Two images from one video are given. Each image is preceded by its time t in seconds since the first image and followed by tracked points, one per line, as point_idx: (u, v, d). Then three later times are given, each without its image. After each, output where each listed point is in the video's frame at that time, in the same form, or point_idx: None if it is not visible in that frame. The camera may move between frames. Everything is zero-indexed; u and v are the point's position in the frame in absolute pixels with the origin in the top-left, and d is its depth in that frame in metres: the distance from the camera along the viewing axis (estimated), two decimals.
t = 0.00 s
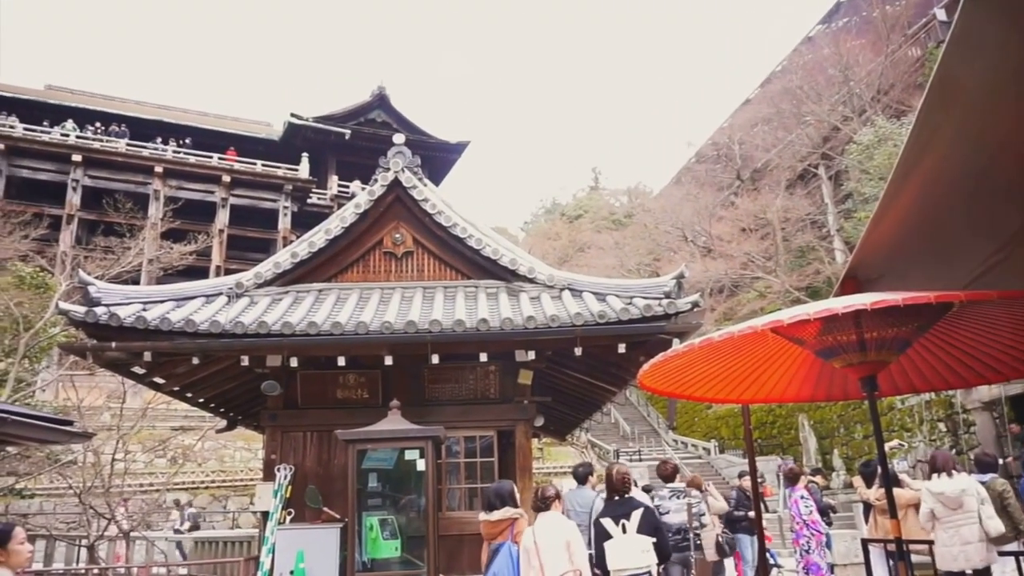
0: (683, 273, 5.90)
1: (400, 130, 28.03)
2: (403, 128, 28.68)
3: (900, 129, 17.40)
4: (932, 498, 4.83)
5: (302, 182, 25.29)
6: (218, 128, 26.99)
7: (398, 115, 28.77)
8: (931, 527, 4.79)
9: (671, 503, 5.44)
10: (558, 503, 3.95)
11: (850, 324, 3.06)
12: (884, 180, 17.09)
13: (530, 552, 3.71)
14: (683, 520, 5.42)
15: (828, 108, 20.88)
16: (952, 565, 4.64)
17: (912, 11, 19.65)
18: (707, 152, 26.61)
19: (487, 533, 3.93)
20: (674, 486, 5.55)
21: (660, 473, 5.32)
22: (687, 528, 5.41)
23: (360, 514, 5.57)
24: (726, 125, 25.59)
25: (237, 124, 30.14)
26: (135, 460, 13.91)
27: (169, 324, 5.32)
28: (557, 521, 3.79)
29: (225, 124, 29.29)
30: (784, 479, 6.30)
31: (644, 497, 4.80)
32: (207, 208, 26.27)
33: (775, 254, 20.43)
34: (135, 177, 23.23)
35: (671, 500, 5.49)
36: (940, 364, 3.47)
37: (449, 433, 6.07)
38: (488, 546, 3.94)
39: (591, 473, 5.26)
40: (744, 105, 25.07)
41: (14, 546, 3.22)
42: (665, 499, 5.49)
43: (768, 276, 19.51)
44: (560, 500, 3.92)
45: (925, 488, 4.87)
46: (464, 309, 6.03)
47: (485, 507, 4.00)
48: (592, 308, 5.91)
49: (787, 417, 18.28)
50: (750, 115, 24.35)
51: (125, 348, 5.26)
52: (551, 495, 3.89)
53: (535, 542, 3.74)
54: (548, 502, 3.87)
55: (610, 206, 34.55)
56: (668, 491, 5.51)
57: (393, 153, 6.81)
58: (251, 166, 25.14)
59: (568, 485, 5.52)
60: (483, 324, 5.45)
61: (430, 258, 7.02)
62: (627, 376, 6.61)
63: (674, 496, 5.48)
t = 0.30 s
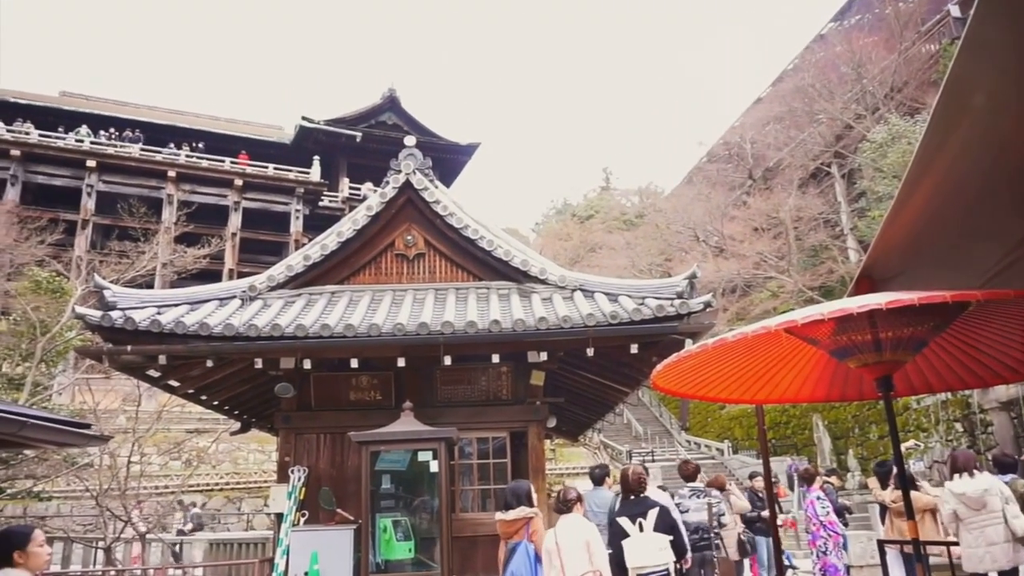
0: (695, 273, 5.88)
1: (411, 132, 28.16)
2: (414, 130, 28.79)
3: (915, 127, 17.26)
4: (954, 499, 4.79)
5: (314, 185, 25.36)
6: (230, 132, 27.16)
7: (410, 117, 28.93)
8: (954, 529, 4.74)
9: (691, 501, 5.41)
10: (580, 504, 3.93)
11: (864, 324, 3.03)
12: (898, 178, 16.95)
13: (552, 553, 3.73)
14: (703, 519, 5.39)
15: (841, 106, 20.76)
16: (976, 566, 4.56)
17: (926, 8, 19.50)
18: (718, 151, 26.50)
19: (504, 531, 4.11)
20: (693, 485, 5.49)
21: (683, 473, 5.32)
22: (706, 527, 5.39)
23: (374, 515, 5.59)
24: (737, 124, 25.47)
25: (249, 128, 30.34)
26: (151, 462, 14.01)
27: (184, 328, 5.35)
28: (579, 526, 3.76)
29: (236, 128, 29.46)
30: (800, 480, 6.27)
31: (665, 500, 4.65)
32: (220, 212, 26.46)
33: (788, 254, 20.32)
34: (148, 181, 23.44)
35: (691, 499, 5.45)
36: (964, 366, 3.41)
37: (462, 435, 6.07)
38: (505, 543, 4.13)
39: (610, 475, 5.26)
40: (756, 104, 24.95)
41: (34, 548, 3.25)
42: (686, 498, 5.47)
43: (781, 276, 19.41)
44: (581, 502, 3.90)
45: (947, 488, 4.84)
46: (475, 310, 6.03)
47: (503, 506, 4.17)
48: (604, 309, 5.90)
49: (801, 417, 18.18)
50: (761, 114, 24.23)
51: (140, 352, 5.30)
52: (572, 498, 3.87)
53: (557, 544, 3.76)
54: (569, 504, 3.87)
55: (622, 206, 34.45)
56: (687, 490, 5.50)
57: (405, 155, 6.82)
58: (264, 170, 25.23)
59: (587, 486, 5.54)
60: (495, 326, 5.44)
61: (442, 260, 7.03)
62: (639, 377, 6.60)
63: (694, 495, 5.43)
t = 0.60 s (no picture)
0: (710, 272, 5.86)
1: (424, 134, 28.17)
2: (427, 132, 28.80)
3: (931, 122, 17.09)
4: (981, 498, 4.73)
5: (328, 188, 25.34)
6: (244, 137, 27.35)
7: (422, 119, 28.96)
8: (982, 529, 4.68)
9: (710, 501, 5.47)
10: (607, 501, 4.01)
11: (882, 323, 2.99)
12: (915, 173, 16.77)
13: (581, 548, 3.87)
14: (723, 519, 5.40)
15: (855, 102, 20.60)
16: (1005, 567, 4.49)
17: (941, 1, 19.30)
18: (732, 149, 26.34)
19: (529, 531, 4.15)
20: (712, 485, 5.56)
21: (701, 472, 5.38)
22: (726, 527, 5.38)
23: (391, 517, 5.60)
24: (750, 121, 25.30)
25: (263, 132, 30.54)
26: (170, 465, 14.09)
27: (201, 331, 5.39)
28: (607, 520, 3.89)
29: (249, 132, 29.66)
30: (820, 480, 6.24)
31: (682, 500, 4.70)
32: (235, 216, 26.63)
33: (804, 252, 20.17)
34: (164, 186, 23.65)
35: (711, 500, 5.51)
36: (985, 363, 3.36)
37: (477, 436, 6.08)
38: (528, 543, 4.17)
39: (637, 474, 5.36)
40: (769, 101, 24.79)
41: (57, 551, 3.28)
42: (705, 498, 5.52)
43: (797, 274, 19.27)
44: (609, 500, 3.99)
45: (974, 488, 4.78)
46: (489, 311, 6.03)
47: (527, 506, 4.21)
48: (619, 309, 5.88)
49: (819, 416, 18.04)
50: (775, 112, 24.08)
51: (158, 356, 5.34)
52: (600, 495, 3.94)
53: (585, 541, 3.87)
54: (597, 501, 3.94)
55: (635, 206, 34.34)
56: (706, 490, 5.55)
57: (418, 158, 6.84)
58: (278, 173, 25.30)
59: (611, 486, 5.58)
60: (510, 327, 5.44)
61: (456, 262, 7.04)
62: (655, 377, 6.58)
63: (713, 496, 5.49)
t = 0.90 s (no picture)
0: (725, 271, 5.84)
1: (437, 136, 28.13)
2: (439, 133, 28.79)
3: (947, 117, 16.92)
4: (1006, 497, 4.70)
5: (341, 191, 25.41)
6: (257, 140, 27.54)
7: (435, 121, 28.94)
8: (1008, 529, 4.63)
9: (728, 503, 5.42)
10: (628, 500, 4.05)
11: (900, 320, 2.97)
12: (931, 169, 16.60)
13: (602, 546, 3.87)
14: (742, 520, 5.38)
15: (870, 97, 20.44)
16: None
17: None
18: (746, 147, 26.20)
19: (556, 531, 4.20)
20: (729, 485, 5.53)
21: (717, 473, 5.36)
22: (745, 527, 5.37)
23: (407, 518, 5.60)
24: (764, 119, 25.15)
25: (276, 136, 30.73)
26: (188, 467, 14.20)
27: (218, 334, 5.42)
28: (628, 519, 3.88)
29: (262, 135, 29.83)
30: (839, 479, 6.21)
31: (698, 497, 4.71)
32: (249, 219, 26.81)
33: (819, 249, 20.03)
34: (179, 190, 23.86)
35: (729, 501, 5.47)
36: (1004, 359, 3.33)
37: (493, 436, 6.08)
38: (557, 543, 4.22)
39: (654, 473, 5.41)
40: (783, 98, 24.65)
41: (79, 552, 3.31)
42: (723, 500, 5.48)
43: (813, 271, 19.15)
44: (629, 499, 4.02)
45: (999, 486, 4.74)
46: (504, 312, 6.03)
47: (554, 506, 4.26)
48: (634, 308, 5.87)
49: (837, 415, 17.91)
50: (789, 108, 23.93)
51: (175, 358, 5.38)
52: (620, 494, 3.99)
53: (606, 540, 3.87)
54: (617, 499, 3.99)
55: (649, 205, 34.23)
56: (723, 491, 5.51)
57: (431, 159, 6.86)
58: (292, 176, 25.41)
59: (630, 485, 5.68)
60: (525, 327, 5.44)
61: (470, 263, 7.04)
62: (670, 377, 6.55)
63: (731, 497, 5.46)
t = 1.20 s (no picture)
0: (743, 268, 5.79)
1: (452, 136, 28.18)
2: (454, 133, 28.84)
3: (969, 109, 16.66)
4: None
5: (357, 192, 25.52)
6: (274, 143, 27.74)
7: (450, 121, 29.00)
8: None
9: (749, 501, 5.36)
10: (648, 500, 4.19)
11: (923, 316, 2.91)
12: (953, 163, 16.37)
13: (624, 544, 4.03)
14: (763, 517, 5.33)
15: (890, 91, 20.19)
16: None
17: None
18: (762, 143, 25.98)
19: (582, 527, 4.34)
20: (750, 484, 5.47)
21: (736, 471, 5.32)
22: (768, 525, 5.31)
23: (426, 518, 5.60)
24: (781, 114, 24.93)
25: (292, 138, 30.94)
26: (208, 467, 14.32)
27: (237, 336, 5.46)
28: (649, 519, 4.04)
29: (278, 138, 30.02)
30: (861, 478, 6.14)
31: (721, 496, 4.70)
32: (266, 222, 27.02)
33: (838, 245, 19.81)
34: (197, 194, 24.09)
35: (750, 498, 5.42)
36: None
37: (510, 437, 6.08)
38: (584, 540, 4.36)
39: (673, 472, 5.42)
40: (800, 93, 24.42)
41: (105, 552, 3.34)
42: (744, 498, 5.42)
43: (832, 268, 18.95)
44: (649, 498, 4.17)
45: None
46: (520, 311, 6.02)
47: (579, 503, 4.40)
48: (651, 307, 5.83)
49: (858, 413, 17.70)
50: (806, 104, 23.71)
51: (195, 360, 5.42)
52: (641, 494, 4.13)
53: (628, 538, 4.03)
54: (638, 499, 4.12)
55: (665, 203, 34.04)
56: (745, 489, 5.45)
57: (447, 159, 6.86)
58: (308, 178, 25.54)
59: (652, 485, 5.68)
60: (541, 327, 5.42)
61: (486, 262, 7.04)
62: (689, 375, 6.51)
63: (752, 494, 5.40)
